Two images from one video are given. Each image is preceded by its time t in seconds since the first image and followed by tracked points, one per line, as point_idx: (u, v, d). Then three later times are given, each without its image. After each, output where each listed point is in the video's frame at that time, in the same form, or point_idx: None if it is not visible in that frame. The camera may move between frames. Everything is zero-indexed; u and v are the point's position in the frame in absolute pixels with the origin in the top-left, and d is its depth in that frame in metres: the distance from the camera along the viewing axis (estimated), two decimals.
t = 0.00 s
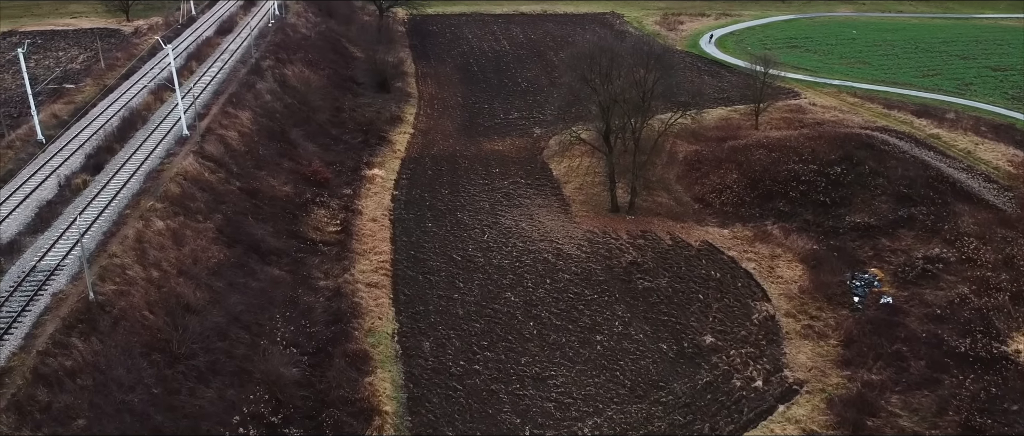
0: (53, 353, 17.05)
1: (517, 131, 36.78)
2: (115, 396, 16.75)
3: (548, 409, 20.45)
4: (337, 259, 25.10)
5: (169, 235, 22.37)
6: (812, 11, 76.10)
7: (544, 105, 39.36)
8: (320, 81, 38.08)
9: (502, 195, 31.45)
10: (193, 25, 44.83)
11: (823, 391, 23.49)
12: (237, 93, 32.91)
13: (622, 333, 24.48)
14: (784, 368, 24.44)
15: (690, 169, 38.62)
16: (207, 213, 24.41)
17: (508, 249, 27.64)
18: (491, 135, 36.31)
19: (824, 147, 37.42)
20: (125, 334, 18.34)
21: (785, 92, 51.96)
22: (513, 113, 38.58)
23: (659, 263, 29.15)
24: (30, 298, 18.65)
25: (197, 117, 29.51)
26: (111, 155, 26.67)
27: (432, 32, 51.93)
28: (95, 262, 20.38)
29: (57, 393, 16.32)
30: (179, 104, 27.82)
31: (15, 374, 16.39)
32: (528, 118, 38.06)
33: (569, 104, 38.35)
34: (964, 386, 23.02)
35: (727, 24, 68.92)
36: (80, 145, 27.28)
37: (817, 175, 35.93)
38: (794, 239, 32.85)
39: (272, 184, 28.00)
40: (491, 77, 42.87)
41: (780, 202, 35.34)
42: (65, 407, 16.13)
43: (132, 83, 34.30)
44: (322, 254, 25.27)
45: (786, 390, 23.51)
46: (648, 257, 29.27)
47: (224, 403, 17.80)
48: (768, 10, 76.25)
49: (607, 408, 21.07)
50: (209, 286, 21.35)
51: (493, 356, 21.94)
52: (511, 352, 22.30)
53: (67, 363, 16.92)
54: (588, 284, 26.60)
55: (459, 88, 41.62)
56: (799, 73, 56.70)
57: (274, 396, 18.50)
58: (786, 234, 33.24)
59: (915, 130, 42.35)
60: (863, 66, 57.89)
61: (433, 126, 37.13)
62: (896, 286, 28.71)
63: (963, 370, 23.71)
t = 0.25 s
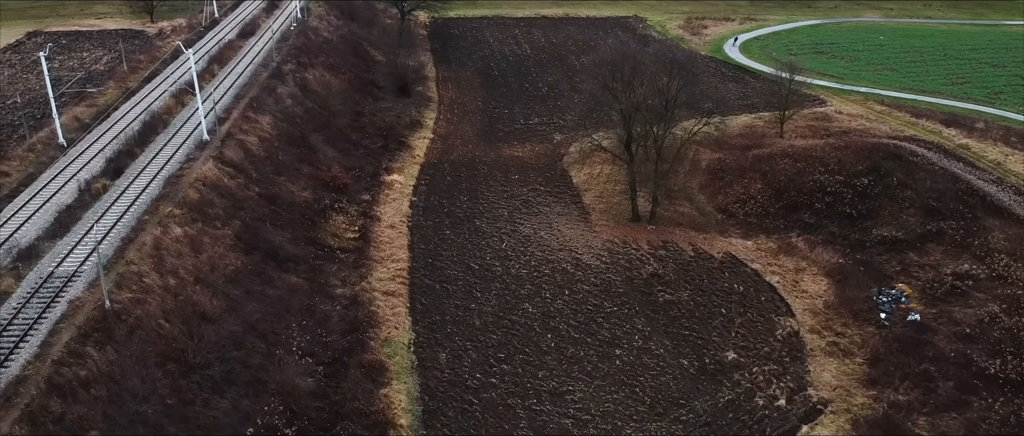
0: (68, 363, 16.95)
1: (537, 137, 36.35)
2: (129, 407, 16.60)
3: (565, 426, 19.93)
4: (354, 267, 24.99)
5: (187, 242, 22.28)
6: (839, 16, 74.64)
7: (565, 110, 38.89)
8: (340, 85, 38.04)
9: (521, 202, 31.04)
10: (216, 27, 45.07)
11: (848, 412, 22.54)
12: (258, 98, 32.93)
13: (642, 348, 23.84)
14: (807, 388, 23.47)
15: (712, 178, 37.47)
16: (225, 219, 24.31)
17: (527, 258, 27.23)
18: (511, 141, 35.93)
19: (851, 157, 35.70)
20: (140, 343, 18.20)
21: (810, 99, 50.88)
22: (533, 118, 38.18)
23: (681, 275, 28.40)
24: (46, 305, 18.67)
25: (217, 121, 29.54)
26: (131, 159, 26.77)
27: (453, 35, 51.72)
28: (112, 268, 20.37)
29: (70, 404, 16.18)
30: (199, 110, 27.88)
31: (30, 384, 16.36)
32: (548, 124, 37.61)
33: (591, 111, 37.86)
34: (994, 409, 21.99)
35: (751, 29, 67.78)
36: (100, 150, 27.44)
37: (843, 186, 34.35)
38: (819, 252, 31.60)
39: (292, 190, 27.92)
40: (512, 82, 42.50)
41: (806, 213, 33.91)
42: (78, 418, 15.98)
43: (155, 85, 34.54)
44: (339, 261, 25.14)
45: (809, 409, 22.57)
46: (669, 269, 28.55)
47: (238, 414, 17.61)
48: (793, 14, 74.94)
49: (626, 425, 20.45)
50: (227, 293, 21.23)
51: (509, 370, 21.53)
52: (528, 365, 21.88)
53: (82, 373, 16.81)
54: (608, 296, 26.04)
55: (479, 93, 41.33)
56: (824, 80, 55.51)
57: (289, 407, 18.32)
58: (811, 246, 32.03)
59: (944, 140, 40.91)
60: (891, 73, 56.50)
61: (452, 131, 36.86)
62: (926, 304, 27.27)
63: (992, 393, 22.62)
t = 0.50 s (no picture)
0: (83, 373, 16.82)
1: (558, 144, 35.88)
2: (143, 419, 16.42)
3: None
4: (372, 274, 24.85)
5: (205, 249, 22.16)
6: (866, 22, 73.11)
7: (586, 116, 38.37)
8: (361, 89, 37.98)
9: (541, 210, 30.59)
10: (239, 30, 45.27)
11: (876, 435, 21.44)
12: (279, 102, 32.91)
13: (663, 363, 23.17)
14: (832, 408, 22.50)
15: (737, 187, 36.56)
16: (244, 226, 24.19)
17: (546, 268, 26.80)
18: (531, 148, 35.51)
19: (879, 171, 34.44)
20: (156, 353, 18.04)
21: (837, 106, 49.77)
22: (554, 124, 37.74)
23: (704, 288, 27.60)
24: (63, 312, 18.68)
25: (238, 127, 29.57)
26: (152, 163, 26.82)
27: (475, 39, 51.49)
28: (129, 276, 20.32)
29: (84, 415, 16.01)
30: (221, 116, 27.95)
31: (44, 393, 16.25)
32: (569, 130, 37.11)
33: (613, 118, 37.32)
34: None
35: (777, 35, 66.61)
36: (122, 154, 27.59)
37: (870, 199, 33.26)
38: (846, 267, 30.49)
39: (311, 196, 27.81)
40: (533, 87, 42.11)
41: (833, 226, 32.84)
42: (91, 429, 15.80)
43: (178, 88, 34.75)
44: (357, 268, 24.97)
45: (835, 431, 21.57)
46: (692, 282, 27.78)
47: (253, 426, 17.40)
48: (820, 19, 73.59)
49: None
50: (244, 302, 21.08)
51: (527, 384, 21.09)
52: (546, 379, 21.40)
53: (96, 383, 16.66)
54: (628, 309, 25.46)
55: (500, 97, 40.99)
56: (851, 87, 54.25)
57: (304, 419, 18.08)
58: (838, 260, 30.97)
59: (974, 151, 39.48)
60: (920, 81, 55.05)
61: (473, 136, 36.57)
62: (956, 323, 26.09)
63: None
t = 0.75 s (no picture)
0: (100, 383, 16.75)
1: (581, 151, 35.40)
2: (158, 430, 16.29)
3: None
4: (391, 282, 24.72)
5: (224, 257, 22.07)
6: (897, 28, 71.43)
7: (609, 121, 37.83)
8: (383, 93, 37.89)
9: (562, 219, 30.15)
10: (263, 32, 45.50)
11: None
12: (301, 106, 32.89)
13: (685, 380, 22.53)
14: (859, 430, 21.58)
15: (763, 197, 35.61)
16: (264, 233, 24.11)
17: (566, 278, 26.37)
18: (553, 154, 35.08)
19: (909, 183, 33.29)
20: (173, 363, 17.93)
21: (866, 114, 48.59)
22: (576, 130, 37.25)
23: (728, 303, 26.85)
24: (82, 320, 18.66)
25: (260, 131, 29.55)
26: (174, 168, 26.90)
27: (498, 43, 51.18)
28: (148, 283, 20.28)
29: (98, 426, 15.89)
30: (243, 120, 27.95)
31: (60, 403, 16.17)
32: (592, 136, 36.60)
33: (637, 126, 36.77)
34: None
35: (805, 40, 65.35)
36: (144, 158, 27.72)
37: (899, 212, 32.14)
38: (875, 283, 29.38)
39: (332, 202, 27.71)
40: (556, 91, 41.66)
41: (860, 239, 31.87)
42: None
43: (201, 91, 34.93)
44: (375, 277, 24.80)
45: None
46: (716, 295, 27.09)
47: None
48: (849, 25, 72.09)
49: None
50: (263, 310, 20.96)
51: (545, 398, 20.65)
52: (565, 395, 20.92)
53: (112, 394, 16.57)
54: (650, 322, 24.89)
55: (522, 102, 40.62)
56: (880, 95, 52.93)
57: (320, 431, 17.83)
58: (867, 275, 29.92)
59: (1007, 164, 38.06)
60: (952, 89, 53.48)
61: (494, 142, 36.25)
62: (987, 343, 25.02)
63: None
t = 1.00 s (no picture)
0: (117, 393, 16.68)
1: (603, 158, 34.89)
2: None
3: None
4: (410, 291, 24.45)
5: (243, 264, 21.99)
6: (928, 34, 69.66)
7: (633, 128, 37.25)
8: (405, 98, 37.75)
9: (583, 228, 29.67)
10: (287, 35, 45.67)
11: None
12: (324, 112, 32.86)
13: (709, 397, 21.90)
14: None
15: (790, 207, 34.66)
16: (284, 240, 24.03)
17: (587, 289, 25.90)
18: (575, 161, 34.62)
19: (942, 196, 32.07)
20: (189, 373, 17.82)
21: (896, 123, 47.33)
22: (599, 136, 36.73)
23: (752, 318, 26.10)
24: (100, 327, 18.66)
25: (282, 137, 29.55)
26: (195, 172, 26.98)
27: (521, 46, 50.82)
28: (166, 291, 20.25)
29: None
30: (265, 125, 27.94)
31: (75, 413, 16.09)
32: (615, 143, 36.05)
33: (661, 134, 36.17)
34: None
35: (833, 46, 64.01)
36: (167, 162, 27.86)
37: (929, 226, 31.06)
38: (904, 300, 28.22)
39: (352, 209, 27.56)
40: (579, 97, 41.16)
41: (889, 253, 30.78)
42: None
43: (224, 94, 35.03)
44: (394, 284, 24.58)
45: None
46: (740, 310, 26.39)
47: None
48: (879, 31, 70.49)
49: None
50: (281, 319, 20.83)
51: (564, 414, 20.20)
52: (584, 411, 20.44)
53: (128, 404, 16.48)
54: (673, 337, 24.31)
55: (545, 107, 40.21)
56: (910, 103, 51.54)
57: None
58: (896, 292, 28.69)
59: None
60: (985, 98, 51.85)
61: (516, 147, 35.89)
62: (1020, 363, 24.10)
63: None
